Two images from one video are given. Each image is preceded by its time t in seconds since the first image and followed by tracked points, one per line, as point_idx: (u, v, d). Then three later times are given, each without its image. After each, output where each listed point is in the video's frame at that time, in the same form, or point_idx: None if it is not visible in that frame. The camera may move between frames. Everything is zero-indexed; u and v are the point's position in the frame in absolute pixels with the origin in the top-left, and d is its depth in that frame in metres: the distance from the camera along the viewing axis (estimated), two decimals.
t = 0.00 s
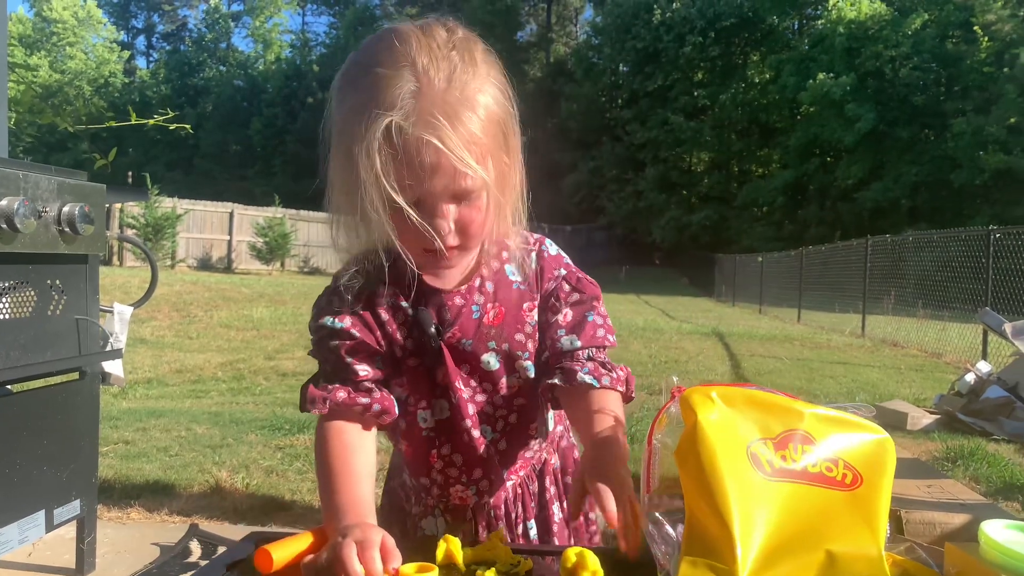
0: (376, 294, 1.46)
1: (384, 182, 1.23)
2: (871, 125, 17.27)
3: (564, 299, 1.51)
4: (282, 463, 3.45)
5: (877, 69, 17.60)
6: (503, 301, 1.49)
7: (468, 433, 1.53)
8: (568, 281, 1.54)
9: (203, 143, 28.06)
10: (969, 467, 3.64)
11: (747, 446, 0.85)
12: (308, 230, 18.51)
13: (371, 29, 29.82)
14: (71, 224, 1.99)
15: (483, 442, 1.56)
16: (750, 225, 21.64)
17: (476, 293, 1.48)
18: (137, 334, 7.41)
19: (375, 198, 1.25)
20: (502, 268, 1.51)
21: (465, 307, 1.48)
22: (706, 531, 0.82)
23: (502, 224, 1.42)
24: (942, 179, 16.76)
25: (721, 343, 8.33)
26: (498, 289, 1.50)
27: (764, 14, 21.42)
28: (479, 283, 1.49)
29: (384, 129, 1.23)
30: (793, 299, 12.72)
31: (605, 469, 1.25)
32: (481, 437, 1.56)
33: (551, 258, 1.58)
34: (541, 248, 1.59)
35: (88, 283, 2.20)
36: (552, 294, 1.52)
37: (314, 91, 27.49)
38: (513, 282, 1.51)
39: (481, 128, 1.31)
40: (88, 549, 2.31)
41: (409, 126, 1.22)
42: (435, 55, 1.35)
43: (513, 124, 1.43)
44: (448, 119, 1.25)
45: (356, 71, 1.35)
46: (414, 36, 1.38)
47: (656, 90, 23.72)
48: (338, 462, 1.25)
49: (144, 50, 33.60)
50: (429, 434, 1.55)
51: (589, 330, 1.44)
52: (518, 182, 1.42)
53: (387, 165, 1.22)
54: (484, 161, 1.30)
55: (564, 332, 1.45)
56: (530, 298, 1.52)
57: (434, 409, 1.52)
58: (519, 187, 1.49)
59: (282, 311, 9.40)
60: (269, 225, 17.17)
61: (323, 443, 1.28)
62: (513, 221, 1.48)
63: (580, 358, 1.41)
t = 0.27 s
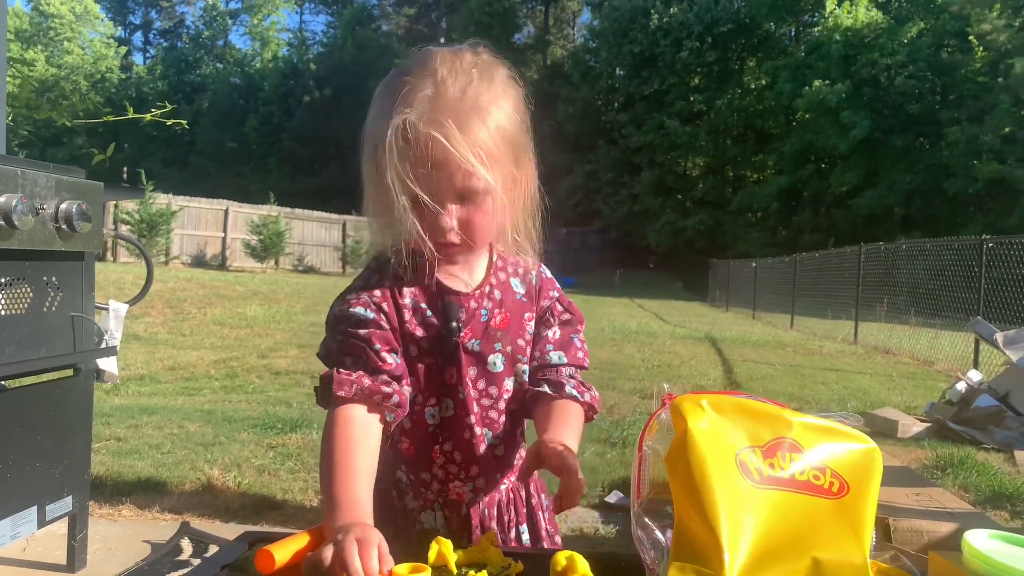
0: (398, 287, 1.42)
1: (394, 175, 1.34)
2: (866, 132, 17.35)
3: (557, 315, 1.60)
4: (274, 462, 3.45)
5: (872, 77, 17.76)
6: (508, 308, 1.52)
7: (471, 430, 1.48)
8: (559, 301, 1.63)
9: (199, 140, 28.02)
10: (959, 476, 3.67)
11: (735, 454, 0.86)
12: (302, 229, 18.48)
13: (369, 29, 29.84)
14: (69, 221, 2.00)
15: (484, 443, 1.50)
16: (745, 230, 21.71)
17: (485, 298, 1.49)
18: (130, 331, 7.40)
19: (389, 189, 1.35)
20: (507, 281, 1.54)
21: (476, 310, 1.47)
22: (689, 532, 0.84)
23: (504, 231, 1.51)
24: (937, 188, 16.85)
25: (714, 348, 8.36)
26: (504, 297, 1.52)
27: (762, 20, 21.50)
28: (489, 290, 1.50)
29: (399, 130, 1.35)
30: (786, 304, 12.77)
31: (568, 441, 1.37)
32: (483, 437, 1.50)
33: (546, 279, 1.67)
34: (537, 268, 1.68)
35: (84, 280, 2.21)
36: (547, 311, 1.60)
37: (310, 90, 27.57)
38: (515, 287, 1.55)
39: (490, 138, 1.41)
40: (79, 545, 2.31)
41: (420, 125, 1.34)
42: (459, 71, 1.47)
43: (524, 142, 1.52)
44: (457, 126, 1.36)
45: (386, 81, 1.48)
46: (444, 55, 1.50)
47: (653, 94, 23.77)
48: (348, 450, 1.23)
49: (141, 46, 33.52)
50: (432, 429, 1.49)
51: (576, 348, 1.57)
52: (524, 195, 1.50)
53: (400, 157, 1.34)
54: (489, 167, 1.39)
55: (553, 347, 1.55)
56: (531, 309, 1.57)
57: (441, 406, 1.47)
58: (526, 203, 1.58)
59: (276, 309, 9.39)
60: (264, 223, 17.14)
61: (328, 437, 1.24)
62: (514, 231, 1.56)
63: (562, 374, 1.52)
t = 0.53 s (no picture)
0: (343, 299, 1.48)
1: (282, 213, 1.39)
2: (846, 127, 17.49)
3: (510, 331, 1.59)
4: (258, 471, 3.45)
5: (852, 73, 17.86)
6: (453, 319, 1.56)
7: (410, 431, 1.53)
8: (516, 316, 1.62)
9: (178, 148, 27.86)
10: (935, 464, 3.72)
11: (695, 454, 0.90)
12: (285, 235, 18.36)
13: (349, 32, 29.82)
14: (46, 237, 2.01)
15: (424, 443, 1.54)
16: (728, 227, 21.83)
17: (431, 310, 1.54)
18: (112, 343, 7.36)
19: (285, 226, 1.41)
20: (456, 293, 1.58)
21: (420, 322, 1.52)
22: (649, 528, 0.88)
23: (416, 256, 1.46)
24: (917, 181, 17.02)
25: (697, 345, 8.42)
26: (451, 309, 1.56)
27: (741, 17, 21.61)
28: (436, 303, 1.54)
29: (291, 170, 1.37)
30: (769, 299, 12.87)
31: (492, 451, 1.35)
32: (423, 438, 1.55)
33: (502, 294, 1.64)
34: (495, 284, 1.65)
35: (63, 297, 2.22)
36: (500, 326, 1.59)
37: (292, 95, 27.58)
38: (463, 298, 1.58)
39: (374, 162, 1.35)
40: (63, 561, 2.31)
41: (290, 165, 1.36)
42: (359, 100, 1.45)
43: (437, 160, 1.44)
44: (327, 156, 1.33)
45: (303, 120, 1.52)
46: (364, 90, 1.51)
47: (634, 93, 23.85)
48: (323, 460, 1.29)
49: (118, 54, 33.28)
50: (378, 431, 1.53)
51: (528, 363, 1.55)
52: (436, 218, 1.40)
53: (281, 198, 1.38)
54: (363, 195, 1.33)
55: (507, 361, 1.54)
56: (477, 322, 1.58)
57: (384, 409, 1.53)
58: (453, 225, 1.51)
59: (259, 317, 9.36)
60: (246, 230, 17.05)
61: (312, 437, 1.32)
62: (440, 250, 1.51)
63: (516, 388, 1.51)
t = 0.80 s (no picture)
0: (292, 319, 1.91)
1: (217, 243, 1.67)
2: (858, 111, 17.39)
3: (444, 334, 1.81)
4: (277, 459, 3.56)
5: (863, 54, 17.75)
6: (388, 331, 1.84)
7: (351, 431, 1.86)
8: (456, 320, 1.83)
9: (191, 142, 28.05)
10: (942, 451, 3.76)
11: (682, 438, 0.97)
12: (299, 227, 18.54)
13: (358, 24, 29.93)
14: (71, 237, 2.09)
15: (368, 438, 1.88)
16: (740, 213, 21.77)
17: (364, 320, 1.86)
18: (131, 337, 7.49)
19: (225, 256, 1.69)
20: (391, 300, 1.86)
21: (353, 332, 1.86)
22: (643, 508, 0.95)
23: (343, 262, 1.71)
24: (931, 164, 16.92)
25: (708, 333, 8.48)
26: (385, 318, 1.85)
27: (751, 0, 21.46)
28: (369, 313, 1.86)
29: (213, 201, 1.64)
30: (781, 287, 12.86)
31: (393, 486, 1.49)
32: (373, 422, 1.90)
33: (441, 299, 1.86)
34: (433, 289, 1.88)
35: (87, 292, 2.30)
36: (435, 329, 1.83)
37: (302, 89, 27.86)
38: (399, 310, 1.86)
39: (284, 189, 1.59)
40: (93, 545, 2.43)
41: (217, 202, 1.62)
42: (270, 130, 1.69)
43: (342, 178, 1.68)
44: (242, 191, 1.59)
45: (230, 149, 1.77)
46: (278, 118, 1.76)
47: (644, 79, 23.79)
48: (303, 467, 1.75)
49: (129, 49, 33.52)
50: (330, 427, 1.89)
51: (462, 366, 1.76)
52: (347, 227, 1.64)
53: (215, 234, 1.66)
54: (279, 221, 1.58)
55: (444, 366, 1.78)
56: (411, 327, 1.85)
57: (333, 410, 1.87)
58: (365, 232, 1.76)
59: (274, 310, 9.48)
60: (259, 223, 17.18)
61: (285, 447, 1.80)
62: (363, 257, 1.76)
63: (452, 391, 1.74)
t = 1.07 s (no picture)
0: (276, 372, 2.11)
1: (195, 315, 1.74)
2: (869, 121, 17.40)
3: (407, 383, 1.89)
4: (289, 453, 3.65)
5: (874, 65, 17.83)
6: (359, 376, 1.98)
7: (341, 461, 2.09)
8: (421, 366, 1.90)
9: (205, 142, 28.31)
10: (942, 460, 3.80)
11: (672, 432, 1.07)
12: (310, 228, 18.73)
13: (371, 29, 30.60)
14: (99, 235, 2.19)
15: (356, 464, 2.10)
16: (750, 221, 21.77)
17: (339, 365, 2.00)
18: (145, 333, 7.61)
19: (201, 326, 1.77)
20: (360, 348, 1.97)
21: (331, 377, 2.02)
22: (634, 495, 1.07)
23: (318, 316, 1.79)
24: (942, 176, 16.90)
25: (715, 340, 8.54)
26: (356, 365, 1.98)
27: (762, 9, 21.51)
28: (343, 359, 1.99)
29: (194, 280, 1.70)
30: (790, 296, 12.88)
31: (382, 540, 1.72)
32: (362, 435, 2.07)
33: (404, 348, 1.94)
34: (398, 338, 1.95)
35: (111, 288, 2.40)
36: (399, 374, 1.91)
37: (315, 90, 28.14)
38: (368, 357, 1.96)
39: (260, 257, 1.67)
40: (113, 529, 2.52)
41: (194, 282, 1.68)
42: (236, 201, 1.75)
43: (314, 250, 1.76)
44: (220, 267, 1.65)
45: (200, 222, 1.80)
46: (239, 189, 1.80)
47: (655, 86, 23.86)
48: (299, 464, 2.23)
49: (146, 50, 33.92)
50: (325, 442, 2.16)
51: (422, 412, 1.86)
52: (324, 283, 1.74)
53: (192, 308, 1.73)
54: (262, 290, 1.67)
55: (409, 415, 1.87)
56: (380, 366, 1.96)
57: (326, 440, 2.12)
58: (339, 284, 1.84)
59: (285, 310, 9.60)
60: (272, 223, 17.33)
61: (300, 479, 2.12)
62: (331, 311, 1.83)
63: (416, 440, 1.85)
